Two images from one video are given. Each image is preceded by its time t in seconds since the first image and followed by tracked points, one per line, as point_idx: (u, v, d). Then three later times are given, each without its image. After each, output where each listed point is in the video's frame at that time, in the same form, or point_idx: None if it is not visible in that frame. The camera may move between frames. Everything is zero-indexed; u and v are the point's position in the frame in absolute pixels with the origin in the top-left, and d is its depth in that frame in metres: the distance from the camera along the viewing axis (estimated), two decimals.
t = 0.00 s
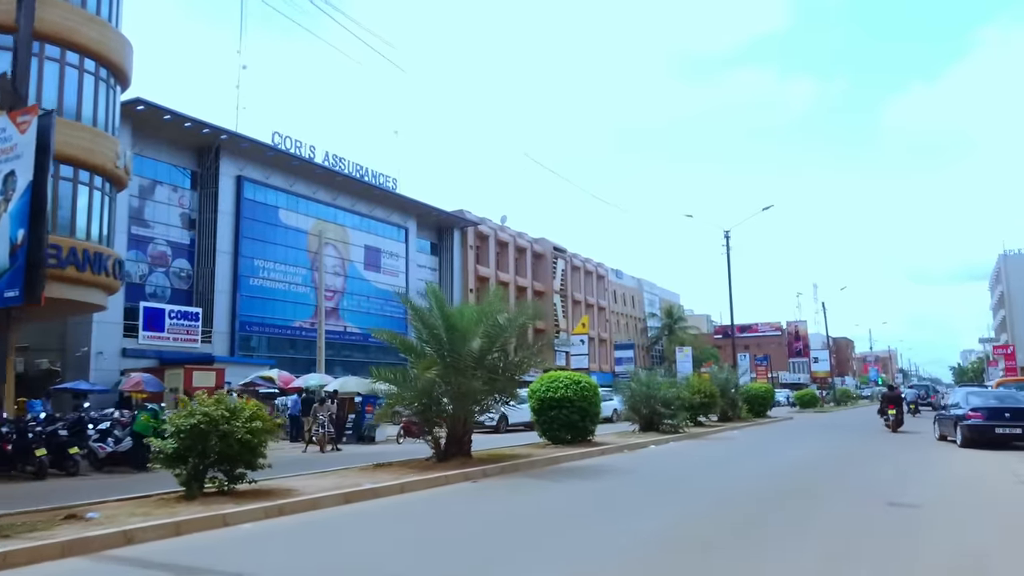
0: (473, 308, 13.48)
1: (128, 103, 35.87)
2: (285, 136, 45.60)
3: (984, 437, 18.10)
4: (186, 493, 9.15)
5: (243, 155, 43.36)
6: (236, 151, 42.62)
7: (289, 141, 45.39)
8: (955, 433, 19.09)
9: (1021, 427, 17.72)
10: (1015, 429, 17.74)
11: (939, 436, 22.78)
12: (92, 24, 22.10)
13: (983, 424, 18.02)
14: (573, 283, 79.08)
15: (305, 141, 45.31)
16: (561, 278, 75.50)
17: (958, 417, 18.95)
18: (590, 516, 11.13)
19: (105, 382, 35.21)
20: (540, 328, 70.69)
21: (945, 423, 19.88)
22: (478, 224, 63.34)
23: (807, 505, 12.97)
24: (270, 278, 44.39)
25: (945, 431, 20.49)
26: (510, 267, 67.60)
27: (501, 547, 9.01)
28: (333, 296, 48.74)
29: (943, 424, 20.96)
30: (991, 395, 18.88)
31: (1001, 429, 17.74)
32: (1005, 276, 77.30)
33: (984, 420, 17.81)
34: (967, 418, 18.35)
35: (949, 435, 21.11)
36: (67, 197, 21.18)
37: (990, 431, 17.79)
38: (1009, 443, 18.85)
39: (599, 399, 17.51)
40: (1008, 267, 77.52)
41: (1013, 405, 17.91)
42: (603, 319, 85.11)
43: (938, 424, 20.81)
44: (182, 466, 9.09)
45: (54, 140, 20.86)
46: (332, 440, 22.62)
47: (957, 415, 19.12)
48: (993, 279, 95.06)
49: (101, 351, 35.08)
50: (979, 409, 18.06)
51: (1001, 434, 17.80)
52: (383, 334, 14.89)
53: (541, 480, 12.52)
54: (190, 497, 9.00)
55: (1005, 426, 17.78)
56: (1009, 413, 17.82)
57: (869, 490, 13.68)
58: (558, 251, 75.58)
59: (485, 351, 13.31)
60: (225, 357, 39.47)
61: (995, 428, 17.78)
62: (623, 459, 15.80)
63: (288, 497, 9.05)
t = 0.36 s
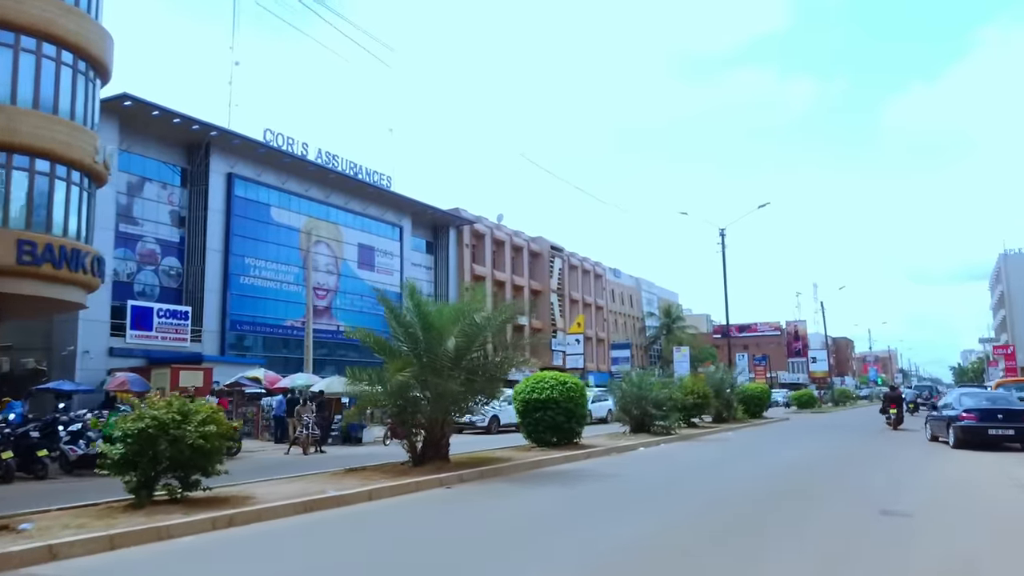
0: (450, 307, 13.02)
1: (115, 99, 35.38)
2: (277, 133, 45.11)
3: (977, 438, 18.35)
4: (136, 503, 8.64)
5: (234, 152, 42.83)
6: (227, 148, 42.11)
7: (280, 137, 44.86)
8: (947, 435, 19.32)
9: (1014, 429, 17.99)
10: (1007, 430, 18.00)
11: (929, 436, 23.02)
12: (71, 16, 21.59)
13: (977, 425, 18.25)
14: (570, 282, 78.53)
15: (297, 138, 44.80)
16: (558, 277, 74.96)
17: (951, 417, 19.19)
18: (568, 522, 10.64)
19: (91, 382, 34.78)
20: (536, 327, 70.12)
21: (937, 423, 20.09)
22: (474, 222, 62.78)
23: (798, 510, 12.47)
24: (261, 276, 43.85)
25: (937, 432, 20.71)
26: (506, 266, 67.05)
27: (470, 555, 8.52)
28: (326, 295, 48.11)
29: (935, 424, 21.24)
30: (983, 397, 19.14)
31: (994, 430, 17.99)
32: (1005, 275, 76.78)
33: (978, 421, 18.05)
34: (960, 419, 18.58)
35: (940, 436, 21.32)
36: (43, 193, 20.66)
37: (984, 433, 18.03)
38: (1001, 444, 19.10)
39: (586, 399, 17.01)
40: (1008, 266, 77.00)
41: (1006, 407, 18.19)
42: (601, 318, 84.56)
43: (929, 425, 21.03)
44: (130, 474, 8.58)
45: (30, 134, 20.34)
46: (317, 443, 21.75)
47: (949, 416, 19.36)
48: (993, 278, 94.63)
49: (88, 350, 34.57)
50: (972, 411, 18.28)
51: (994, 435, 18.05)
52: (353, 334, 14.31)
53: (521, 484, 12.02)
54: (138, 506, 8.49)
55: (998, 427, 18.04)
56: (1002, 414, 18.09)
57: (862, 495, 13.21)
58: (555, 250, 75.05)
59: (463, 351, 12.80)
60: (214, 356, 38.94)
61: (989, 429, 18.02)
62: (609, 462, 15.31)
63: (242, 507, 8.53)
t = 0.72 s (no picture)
0: (415, 302, 12.54)
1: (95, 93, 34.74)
2: (262, 130, 44.47)
3: (960, 436, 18.93)
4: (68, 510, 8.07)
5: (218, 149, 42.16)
6: (210, 144, 41.45)
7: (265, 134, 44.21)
8: (930, 433, 19.87)
9: (995, 427, 18.59)
10: (989, 429, 18.59)
11: (912, 436, 23.23)
12: (38, 4, 20.95)
13: (959, 424, 18.82)
14: (562, 281, 77.97)
15: (282, 135, 44.14)
16: (549, 277, 74.41)
17: (935, 417, 19.62)
18: (537, 526, 10.11)
19: (68, 381, 34.34)
20: (527, 327, 69.56)
21: (920, 423, 20.61)
22: (463, 221, 62.19)
23: (780, 512, 12.00)
24: (245, 274, 43.19)
25: (919, 430, 21.25)
26: (497, 265, 66.46)
27: (424, 562, 7.96)
28: (311, 293, 47.41)
29: (917, 424, 21.70)
30: (964, 396, 19.73)
31: (976, 429, 18.56)
32: (998, 276, 76.62)
33: (961, 420, 18.61)
34: (944, 418, 19.15)
35: (921, 435, 21.88)
36: (8, 185, 20.01)
37: (967, 431, 18.60)
38: (981, 442, 19.71)
39: (564, 399, 16.49)
40: (1000, 266, 76.88)
41: (987, 406, 18.79)
42: (593, 318, 84.06)
43: (911, 424, 21.60)
44: (61, 479, 8.01)
45: None
46: (293, 444, 21.07)
47: (932, 415, 19.93)
48: (985, 279, 94.37)
49: (65, 349, 34.27)
50: (955, 410, 18.84)
51: (976, 434, 18.64)
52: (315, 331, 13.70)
53: (489, 487, 11.48)
54: (68, 513, 7.92)
55: (980, 426, 18.62)
56: (984, 413, 18.67)
57: (847, 497, 12.75)
58: (546, 249, 74.55)
59: (430, 348, 12.26)
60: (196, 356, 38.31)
61: (971, 428, 18.59)
62: (587, 464, 14.78)
63: (180, 514, 7.97)
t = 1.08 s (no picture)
0: (377, 297, 12.13)
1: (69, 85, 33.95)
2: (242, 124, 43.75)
3: (936, 434, 19.03)
4: None
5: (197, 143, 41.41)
6: (189, 138, 40.70)
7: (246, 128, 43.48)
8: (908, 431, 19.96)
9: (971, 426, 18.72)
10: (965, 427, 18.71)
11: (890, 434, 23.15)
12: None
13: (936, 422, 18.93)
14: (549, 280, 77.46)
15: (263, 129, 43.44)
16: (536, 276, 73.91)
17: (912, 415, 19.71)
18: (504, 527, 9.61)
19: (40, 379, 33.61)
20: (513, 326, 69.01)
21: (897, 421, 20.74)
22: (449, 218, 61.56)
23: (760, 511, 11.54)
24: (224, 271, 42.48)
25: (896, 428, 21.39)
26: (483, 263, 65.89)
27: (380, 565, 7.47)
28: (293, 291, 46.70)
29: (894, 422, 21.83)
30: (941, 395, 19.85)
31: (952, 427, 18.66)
32: (984, 276, 76.85)
33: (938, 418, 18.70)
34: (921, 416, 19.25)
35: (897, 432, 22.06)
36: None
37: (943, 429, 18.71)
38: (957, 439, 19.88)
39: (541, 396, 16.05)
40: (985, 267, 77.17)
41: (964, 404, 18.90)
42: (580, 318, 83.63)
43: (888, 422, 21.74)
44: None
45: None
46: (263, 444, 20.46)
47: (910, 413, 20.03)
48: (971, 278, 94.56)
49: (37, 347, 33.61)
50: (933, 409, 18.94)
51: (952, 432, 18.77)
52: (274, 327, 13.15)
53: (457, 487, 10.99)
54: None
55: (956, 424, 18.73)
56: (960, 412, 18.79)
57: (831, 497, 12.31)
58: (533, 248, 74.06)
59: (396, 343, 11.81)
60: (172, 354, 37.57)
61: (947, 426, 18.70)
62: (562, 464, 14.29)
63: (111, 519, 7.44)
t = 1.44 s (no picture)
0: (326, 293, 11.48)
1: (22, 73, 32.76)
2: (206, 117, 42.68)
3: (892, 433, 19.23)
4: None
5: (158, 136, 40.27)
6: (149, 131, 39.57)
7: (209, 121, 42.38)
8: (866, 430, 20.16)
9: (925, 425, 18.94)
10: (920, 426, 18.92)
11: (850, 434, 23.21)
12: None
13: (892, 421, 19.13)
14: (521, 280, 76.98)
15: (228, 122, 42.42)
16: (508, 275, 73.38)
17: (870, 413, 19.86)
18: (456, 531, 9.14)
19: None
20: (484, 326, 68.43)
21: (855, 420, 20.92)
22: (420, 217, 60.77)
23: (724, 512, 11.20)
24: (185, 267, 41.39)
25: (854, 428, 21.60)
26: (454, 262, 65.19)
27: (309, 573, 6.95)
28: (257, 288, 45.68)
29: (852, 421, 21.96)
30: (898, 395, 20.09)
31: (908, 426, 18.84)
32: (949, 279, 78.13)
33: (894, 417, 18.91)
34: (878, 415, 19.43)
35: (856, 433, 22.24)
36: None
37: (899, 428, 18.92)
38: (912, 439, 20.12)
39: (502, 397, 15.50)
40: (951, 270, 78.50)
41: (919, 404, 19.12)
42: (552, 318, 83.26)
43: (847, 422, 21.91)
44: None
45: None
46: (217, 446, 19.66)
47: (867, 413, 20.21)
48: (937, 281, 95.98)
49: None
50: (889, 408, 19.14)
51: (907, 431, 18.97)
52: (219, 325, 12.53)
53: (407, 492, 10.46)
54: None
55: (911, 423, 18.94)
56: (916, 411, 19.00)
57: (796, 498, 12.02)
58: (505, 246, 73.51)
59: (344, 341, 11.18)
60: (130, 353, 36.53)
61: (903, 425, 18.91)
62: (522, 468, 13.82)
63: (12, 529, 6.89)
